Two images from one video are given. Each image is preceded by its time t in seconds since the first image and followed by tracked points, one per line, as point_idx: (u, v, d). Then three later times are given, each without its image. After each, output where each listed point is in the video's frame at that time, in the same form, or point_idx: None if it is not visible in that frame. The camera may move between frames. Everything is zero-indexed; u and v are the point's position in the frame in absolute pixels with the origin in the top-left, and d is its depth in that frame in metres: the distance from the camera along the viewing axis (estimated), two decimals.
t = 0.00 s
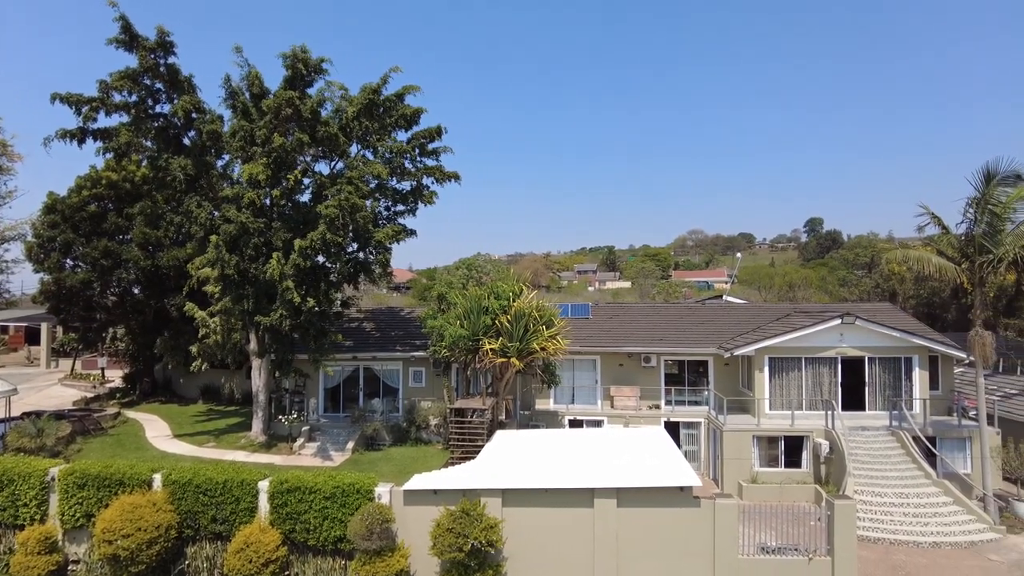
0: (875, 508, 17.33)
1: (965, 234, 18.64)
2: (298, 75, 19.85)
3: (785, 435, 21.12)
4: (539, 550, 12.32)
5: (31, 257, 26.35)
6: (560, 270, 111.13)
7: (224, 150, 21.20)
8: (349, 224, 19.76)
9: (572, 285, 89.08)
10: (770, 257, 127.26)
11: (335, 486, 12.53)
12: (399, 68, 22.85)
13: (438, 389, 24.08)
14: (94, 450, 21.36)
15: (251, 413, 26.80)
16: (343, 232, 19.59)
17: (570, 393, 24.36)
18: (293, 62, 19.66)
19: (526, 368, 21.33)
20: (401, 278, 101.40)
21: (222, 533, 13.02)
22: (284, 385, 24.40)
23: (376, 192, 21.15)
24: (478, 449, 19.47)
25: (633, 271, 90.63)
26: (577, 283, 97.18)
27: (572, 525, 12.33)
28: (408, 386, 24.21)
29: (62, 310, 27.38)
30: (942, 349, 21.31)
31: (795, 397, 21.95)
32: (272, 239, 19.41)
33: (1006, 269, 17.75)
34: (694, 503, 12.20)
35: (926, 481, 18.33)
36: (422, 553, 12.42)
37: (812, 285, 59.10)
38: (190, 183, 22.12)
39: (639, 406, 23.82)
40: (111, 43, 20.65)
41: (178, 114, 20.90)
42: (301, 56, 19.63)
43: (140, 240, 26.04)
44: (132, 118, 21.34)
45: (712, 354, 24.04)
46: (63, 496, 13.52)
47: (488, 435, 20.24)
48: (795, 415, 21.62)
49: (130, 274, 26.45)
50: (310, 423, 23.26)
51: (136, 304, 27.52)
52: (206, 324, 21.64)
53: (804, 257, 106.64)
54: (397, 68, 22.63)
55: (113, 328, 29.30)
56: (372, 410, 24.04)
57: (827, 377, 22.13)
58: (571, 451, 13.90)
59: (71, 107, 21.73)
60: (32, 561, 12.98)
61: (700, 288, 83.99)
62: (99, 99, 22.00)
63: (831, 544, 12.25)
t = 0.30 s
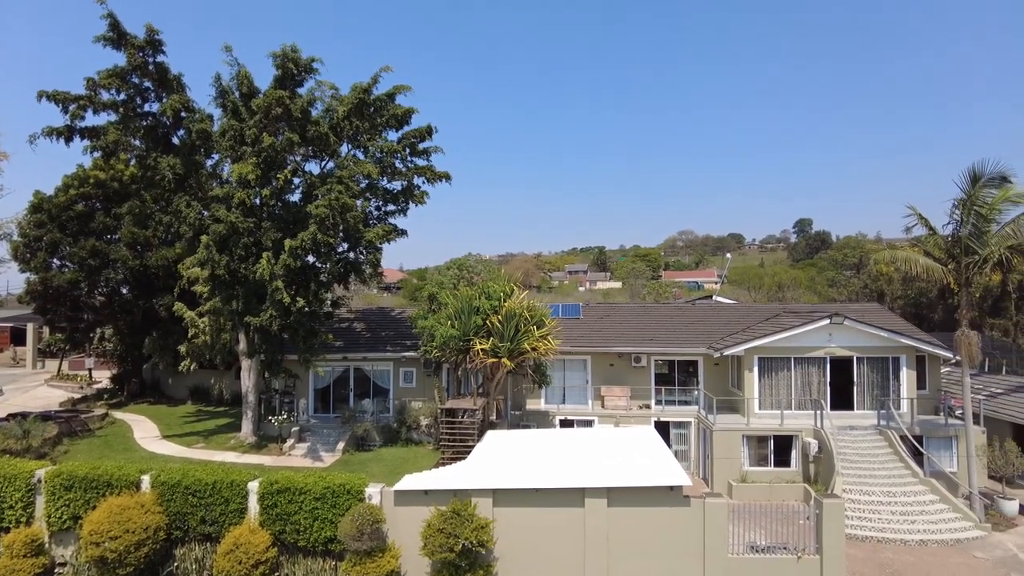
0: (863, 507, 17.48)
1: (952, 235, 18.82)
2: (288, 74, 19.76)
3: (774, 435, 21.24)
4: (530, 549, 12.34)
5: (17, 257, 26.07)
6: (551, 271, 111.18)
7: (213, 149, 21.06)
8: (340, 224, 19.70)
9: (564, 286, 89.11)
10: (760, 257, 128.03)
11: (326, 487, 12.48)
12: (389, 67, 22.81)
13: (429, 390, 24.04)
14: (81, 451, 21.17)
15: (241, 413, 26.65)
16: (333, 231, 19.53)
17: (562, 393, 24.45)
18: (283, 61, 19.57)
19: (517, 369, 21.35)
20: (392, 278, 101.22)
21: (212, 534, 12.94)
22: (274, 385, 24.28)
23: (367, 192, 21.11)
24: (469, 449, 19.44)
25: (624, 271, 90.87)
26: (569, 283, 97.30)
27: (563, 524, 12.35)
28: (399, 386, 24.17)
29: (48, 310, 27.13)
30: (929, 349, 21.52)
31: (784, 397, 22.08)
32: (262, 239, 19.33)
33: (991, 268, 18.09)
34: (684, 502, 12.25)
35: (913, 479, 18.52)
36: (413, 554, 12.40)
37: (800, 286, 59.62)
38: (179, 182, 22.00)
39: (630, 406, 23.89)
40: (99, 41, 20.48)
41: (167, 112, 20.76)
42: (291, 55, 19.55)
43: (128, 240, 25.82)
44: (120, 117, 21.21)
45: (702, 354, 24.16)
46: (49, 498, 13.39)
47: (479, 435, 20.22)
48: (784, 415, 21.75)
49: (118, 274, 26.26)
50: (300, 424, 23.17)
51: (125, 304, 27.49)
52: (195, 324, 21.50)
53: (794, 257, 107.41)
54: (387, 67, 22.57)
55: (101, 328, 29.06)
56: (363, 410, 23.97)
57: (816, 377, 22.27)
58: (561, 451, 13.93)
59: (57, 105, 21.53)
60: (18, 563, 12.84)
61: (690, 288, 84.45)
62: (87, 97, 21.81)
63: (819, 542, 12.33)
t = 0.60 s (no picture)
0: (851, 506, 17.62)
1: (938, 236, 18.99)
2: (277, 73, 19.66)
3: (763, 434, 21.36)
4: (521, 550, 12.34)
5: (3, 257, 25.77)
6: (542, 271, 111.29)
7: (202, 148, 20.91)
8: (330, 224, 19.63)
9: (555, 286, 89.22)
10: (749, 258, 128.72)
11: (315, 488, 12.42)
12: (379, 66, 22.74)
13: (419, 390, 23.99)
14: (68, 452, 20.95)
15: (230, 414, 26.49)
16: (323, 231, 19.46)
17: (552, 394, 24.56)
18: (272, 60, 19.48)
19: (507, 369, 21.34)
20: (382, 278, 100.95)
21: (200, 536, 12.85)
22: (263, 386, 24.13)
23: (357, 192, 21.04)
24: (460, 449, 19.42)
25: (614, 271, 91.10)
26: (560, 283, 97.39)
27: (554, 524, 12.36)
28: (389, 386, 24.10)
29: (34, 310, 26.82)
30: (916, 349, 21.70)
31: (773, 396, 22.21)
32: (251, 238, 19.22)
33: (977, 269, 18.28)
34: (674, 501, 12.30)
35: (900, 478, 18.68)
36: (403, 554, 12.37)
37: (789, 286, 60.17)
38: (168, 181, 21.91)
39: (620, 405, 23.96)
40: (86, 38, 20.29)
41: (155, 111, 20.60)
42: (280, 54, 19.46)
43: (116, 239, 25.59)
44: (108, 115, 21.03)
45: (692, 354, 24.26)
46: (35, 500, 13.24)
47: (470, 435, 20.20)
48: (773, 414, 21.87)
49: (105, 274, 26.03)
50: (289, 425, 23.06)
51: (112, 304, 27.19)
52: (183, 325, 21.35)
53: (783, 258, 108.11)
54: (377, 66, 22.49)
55: (88, 328, 28.81)
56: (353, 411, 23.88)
57: (805, 377, 22.43)
58: (551, 451, 13.94)
59: (43, 103, 21.31)
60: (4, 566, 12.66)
61: (680, 288, 84.87)
62: (73, 95, 21.61)
63: (808, 541, 12.40)
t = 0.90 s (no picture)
0: (839, 504, 17.76)
1: (924, 237, 19.17)
2: (265, 72, 19.56)
3: (752, 433, 21.48)
4: (511, 550, 12.35)
5: None
6: (533, 271, 111.37)
7: (190, 147, 20.76)
8: (319, 223, 19.54)
9: (545, 285, 89.30)
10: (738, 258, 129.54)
11: (304, 488, 12.36)
12: (369, 66, 22.66)
13: (409, 390, 23.94)
14: (53, 454, 20.72)
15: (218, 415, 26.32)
16: (312, 231, 19.37)
17: (542, 394, 24.50)
18: (261, 59, 19.37)
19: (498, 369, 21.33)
20: (373, 278, 100.70)
21: (188, 537, 12.76)
22: (252, 386, 23.98)
23: (346, 191, 20.97)
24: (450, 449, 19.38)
25: (605, 271, 91.31)
26: (550, 283, 97.48)
27: (544, 524, 12.38)
28: (379, 387, 24.03)
29: (19, 310, 26.50)
30: (903, 348, 21.89)
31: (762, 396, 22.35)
32: (240, 238, 19.09)
33: (962, 270, 18.47)
34: (664, 501, 12.35)
35: (887, 476, 18.84)
36: (393, 555, 12.33)
37: (778, 286, 60.75)
38: (156, 180, 21.79)
39: (610, 405, 24.02)
40: (72, 36, 20.09)
41: (142, 110, 20.42)
42: (269, 52, 19.36)
43: (102, 239, 25.32)
44: (94, 113, 20.84)
45: (681, 354, 24.36)
46: (19, 502, 13.08)
47: (460, 435, 20.17)
48: (762, 414, 21.99)
49: (92, 273, 25.80)
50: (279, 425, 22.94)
51: (99, 304, 26.94)
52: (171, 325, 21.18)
53: (772, 258, 108.97)
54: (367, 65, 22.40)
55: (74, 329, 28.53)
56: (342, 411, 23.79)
57: (793, 377, 22.58)
58: (541, 451, 13.95)
59: (28, 101, 21.08)
60: None
61: (670, 288, 85.23)
62: (59, 92, 21.39)
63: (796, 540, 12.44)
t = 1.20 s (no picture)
0: (826, 503, 17.90)
1: (911, 238, 19.34)
2: (254, 71, 19.48)
3: (741, 433, 21.60)
4: (500, 549, 12.35)
5: None
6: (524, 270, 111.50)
7: (179, 146, 20.62)
8: (308, 223, 19.46)
9: (536, 285, 89.39)
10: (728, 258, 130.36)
11: (294, 489, 12.31)
12: (358, 65, 22.58)
13: (399, 391, 23.88)
14: (39, 456, 20.50)
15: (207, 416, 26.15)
16: (302, 230, 19.28)
17: (533, 393, 24.61)
18: (250, 57, 19.26)
19: (489, 369, 21.31)
20: (363, 278, 100.37)
21: (176, 539, 12.67)
22: (241, 387, 23.85)
23: (336, 191, 20.90)
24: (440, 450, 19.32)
25: (595, 271, 91.56)
26: (541, 283, 97.57)
27: (534, 524, 12.39)
28: (369, 387, 23.97)
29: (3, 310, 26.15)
30: (890, 348, 22.09)
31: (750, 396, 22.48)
32: (229, 237, 18.97)
33: (948, 270, 18.69)
34: (653, 500, 12.39)
35: (875, 475, 19.01)
36: (383, 556, 12.30)
37: (767, 286, 61.26)
38: (145, 179, 21.72)
39: (600, 405, 24.09)
40: (58, 33, 19.89)
41: (129, 108, 20.24)
42: (258, 51, 19.25)
43: (89, 238, 25.04)
44: (81, 111, 20.65)
45: (670, 354, 24.46)
46: (3, 504, 12.92)
47: (450, 435, 20.15)
48: (751, 413, 22.09)
49: (79, 273, 25.57)
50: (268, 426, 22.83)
51: (86, 304, 26.69)
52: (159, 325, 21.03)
53: (762, 258, 109.90)
54: (356, 64, 22.35)
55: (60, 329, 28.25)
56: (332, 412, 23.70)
57: (782, 376, 22.74)
58: (531, 450, 13.97)
59: (13, 98, 20.85)
60: None
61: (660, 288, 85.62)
62: (45, 90, 21.17)
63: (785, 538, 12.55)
